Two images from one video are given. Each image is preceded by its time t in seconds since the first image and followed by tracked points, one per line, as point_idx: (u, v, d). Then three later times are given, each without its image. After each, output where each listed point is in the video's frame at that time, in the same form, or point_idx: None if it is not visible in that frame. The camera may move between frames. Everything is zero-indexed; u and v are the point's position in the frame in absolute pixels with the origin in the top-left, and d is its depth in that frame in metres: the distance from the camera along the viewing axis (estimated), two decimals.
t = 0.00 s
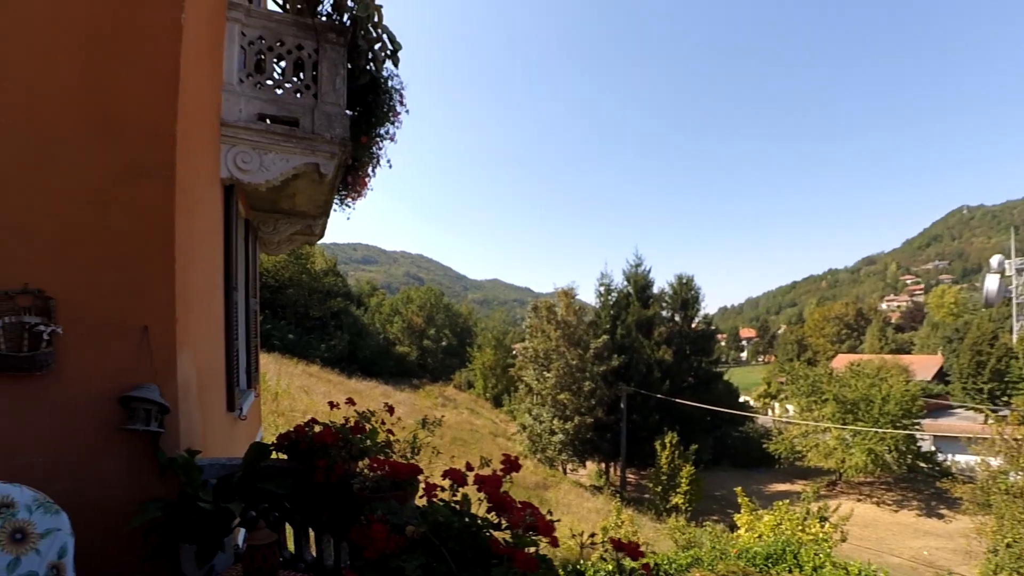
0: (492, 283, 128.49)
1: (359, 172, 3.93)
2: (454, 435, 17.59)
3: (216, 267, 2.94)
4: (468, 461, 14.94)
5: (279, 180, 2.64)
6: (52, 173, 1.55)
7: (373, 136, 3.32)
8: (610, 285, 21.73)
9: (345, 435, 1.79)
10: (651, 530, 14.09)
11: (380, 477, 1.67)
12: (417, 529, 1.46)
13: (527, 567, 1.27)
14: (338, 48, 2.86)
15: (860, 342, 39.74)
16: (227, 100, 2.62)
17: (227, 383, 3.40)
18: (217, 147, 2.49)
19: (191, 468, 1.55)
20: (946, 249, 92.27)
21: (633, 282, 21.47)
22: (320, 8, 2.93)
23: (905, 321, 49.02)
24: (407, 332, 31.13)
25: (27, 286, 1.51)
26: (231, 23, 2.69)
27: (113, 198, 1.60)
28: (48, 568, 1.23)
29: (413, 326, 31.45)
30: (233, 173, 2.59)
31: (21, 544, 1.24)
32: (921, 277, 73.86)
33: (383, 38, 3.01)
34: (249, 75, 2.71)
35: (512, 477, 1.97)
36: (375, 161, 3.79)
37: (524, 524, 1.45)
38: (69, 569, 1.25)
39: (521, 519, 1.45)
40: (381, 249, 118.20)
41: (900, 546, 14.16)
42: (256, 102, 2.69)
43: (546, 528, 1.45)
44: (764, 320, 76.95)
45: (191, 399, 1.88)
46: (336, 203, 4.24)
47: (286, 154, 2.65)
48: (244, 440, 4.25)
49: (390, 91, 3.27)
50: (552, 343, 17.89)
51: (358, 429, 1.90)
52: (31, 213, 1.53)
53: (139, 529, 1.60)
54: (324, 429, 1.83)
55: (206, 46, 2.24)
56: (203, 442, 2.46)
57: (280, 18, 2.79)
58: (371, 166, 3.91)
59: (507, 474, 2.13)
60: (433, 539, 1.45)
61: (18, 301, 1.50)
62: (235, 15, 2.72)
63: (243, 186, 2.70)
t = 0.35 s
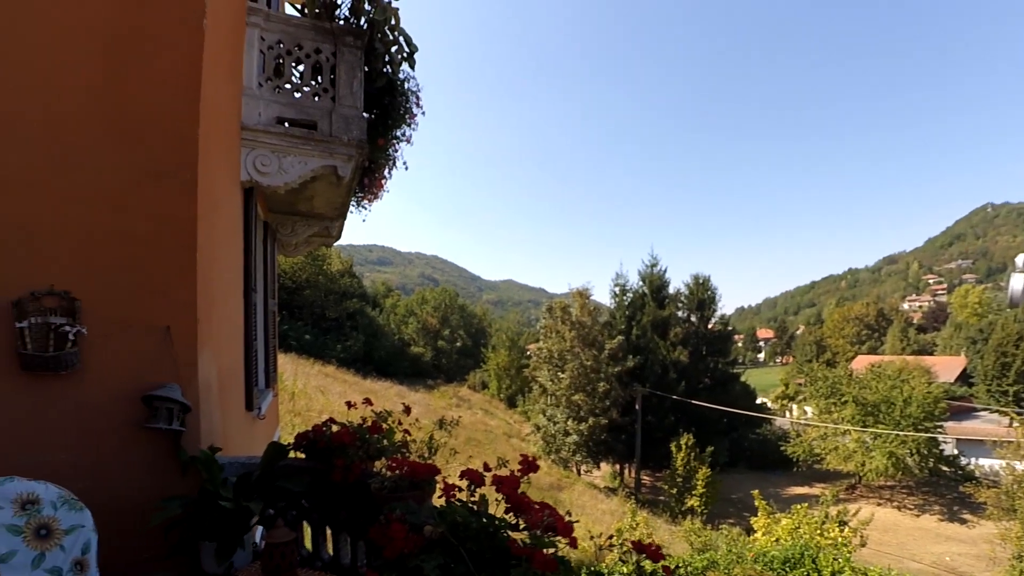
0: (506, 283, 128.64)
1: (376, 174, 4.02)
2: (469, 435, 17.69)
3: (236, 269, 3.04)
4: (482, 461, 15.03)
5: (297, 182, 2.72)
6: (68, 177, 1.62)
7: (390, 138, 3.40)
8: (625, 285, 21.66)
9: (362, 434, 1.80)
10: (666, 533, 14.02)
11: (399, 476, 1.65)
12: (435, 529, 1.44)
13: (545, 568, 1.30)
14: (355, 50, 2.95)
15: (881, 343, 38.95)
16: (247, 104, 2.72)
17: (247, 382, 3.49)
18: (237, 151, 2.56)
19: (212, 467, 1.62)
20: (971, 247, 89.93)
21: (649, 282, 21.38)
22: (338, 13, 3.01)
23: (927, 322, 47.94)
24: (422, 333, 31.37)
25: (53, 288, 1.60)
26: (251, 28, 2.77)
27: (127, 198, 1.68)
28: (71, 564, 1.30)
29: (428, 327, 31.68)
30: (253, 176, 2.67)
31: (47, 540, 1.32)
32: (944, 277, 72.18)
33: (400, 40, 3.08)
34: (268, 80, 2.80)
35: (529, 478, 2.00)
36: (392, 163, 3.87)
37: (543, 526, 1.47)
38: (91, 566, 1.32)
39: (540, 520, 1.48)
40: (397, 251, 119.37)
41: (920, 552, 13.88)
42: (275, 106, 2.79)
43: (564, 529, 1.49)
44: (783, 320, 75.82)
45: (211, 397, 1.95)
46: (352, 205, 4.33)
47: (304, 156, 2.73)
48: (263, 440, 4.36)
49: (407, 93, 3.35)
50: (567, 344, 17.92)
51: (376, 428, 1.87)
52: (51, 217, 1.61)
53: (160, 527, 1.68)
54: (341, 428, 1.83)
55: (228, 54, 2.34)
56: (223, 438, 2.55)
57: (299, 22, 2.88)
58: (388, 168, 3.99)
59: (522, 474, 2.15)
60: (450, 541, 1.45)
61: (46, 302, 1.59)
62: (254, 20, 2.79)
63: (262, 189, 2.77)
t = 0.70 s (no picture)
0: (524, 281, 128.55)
1: (396, 173, 4.12)
2: (487, 432, 17.77)
3: (260, 268, 3.15)
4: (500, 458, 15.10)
5: (319, 181, 2.81)
6: (98, 179, 1.70)
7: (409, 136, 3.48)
8: (645, 282, 21.51)
9: (384, 432, 1.94)
10: (686, 532, 13.91)
11: (424, 472, 1.75)
12: (460, 525, 1.49)
13: (574, 565, 1.33)
14: (375, 50, 3.02)
15: (909, 339, 37.91)
16: (270, 105, 2.81)
17: (272, 377, 3.61)
18: (261, 152, 2.67)
19: (239, 463, 1.70)
20: (1004, 240, 86.86)
21: (668, 279, 21.20)
22: (358, 13, 3.09)
23: (958, 317, 46.50)
24: (440, 331, 31.61)
25: (85, 288, 1.68)
26: (273, 30, 2.86)
27: (154, 199, 1.76)
28: (104, 557, 1.36)
29: (446, 325, 31.90)
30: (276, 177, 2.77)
31: (79, 533, 1.37)
32: (975, 270, 69.95)
33: (419, 39, 3.16)
34: (290, 81, 2.89)
35: (554, 474, 2.02)
36: (411, 161, 3.96)
37: (571, 522, 1.49)
38: (124, 559, 1.38)
39: (568, 516, 1.50)
40: (415, 249, 120.15)
41: (950, 554, 13.52)
42: (297, 107, 2.87)
43: (592, 525, 1.50)
44: (806, 316, 74.22)
45: (238, 391, 2.04)
46: (373, 204, 4.43)
47: (326, 156, 2.82)
48: (286, 437, 4.48)
49: (425, 92, 3.43)
50: (586, 342, 17.89)
51: (397, 426, 2.00)
52: (77, 222, 1.68)
53: (189, 520, 1.77)
54: (365, 426, 1.98)
55: (251, 57, 2.42)
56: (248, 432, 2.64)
57: (319, 23, 2.96)
58: (407, 166, 4.08)
59: (547, 471, 2.17)
60: (475, 537, 1.48)
61: (77, 302, 1.66)
62: (277, 22, 2.88)
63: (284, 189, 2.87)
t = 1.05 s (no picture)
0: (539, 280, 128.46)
1: (413, 173, 4.20)
2: (503, 431, 17.86)
3: (281, 268, 3.26)
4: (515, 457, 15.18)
5: (338, 182, 2.91)
6: (125, 182, 1.80)
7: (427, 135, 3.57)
8: (662, 280, 21.40)
9: (403, 430, 1.98)
10: (703, 533, 13.83)
11: (445, 471, 1.81)
12: (481, 524, 1.55)
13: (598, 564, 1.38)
14: (393, 50, 3.11)
15: (933, 338, 37.06)
16: (290, 107, 2.91)
17: (290, 377, 3.72)
18: (282, 154, 2.78)
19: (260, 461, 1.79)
20: None
21: (686, 277, 21.06)
22: (376, 13, 3.17)
23: (985, 316, 45.32)
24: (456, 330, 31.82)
25: (111, 289, 1.77)
26: (293, 32, 2.96)
27: (180, 199, 1.87)
28: (129, 551, 1.45)
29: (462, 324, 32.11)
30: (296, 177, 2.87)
31: (105, 529, 1.46)
32: (1004, 268, 67.98)
33: (436, 39, 3.23)
34: (310, 83, 2.99)
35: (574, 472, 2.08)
36: (428, 160, 4.04)
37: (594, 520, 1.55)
38: (147, 553, 1.47)
39: (591, 514, 1.57)
40: (430, 249, 120.86)
41: (975, 558, 13.23)
42: (316, 108, 2.97)
43: (616, 524, 1.57)
44: (827, 315, 72.89)
45: (260, 387, 2.13)
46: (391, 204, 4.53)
47: (345, 157, 2.92)
48: (305, 435, 4.59)
49: (442, 91, 3.52)
50: (602, 341, 17.87)
51: (416, 423, 2.05)
52: (104, 225, 1.78)
53: (211, 516, 1.88)
54: (383, 424, 2.02)
55: (271, 63, 2.52)
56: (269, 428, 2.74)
57: (338, 24, 3.05)
58: (424, 166, 4.17)
59: (568, 469, 2.23)
60: (496, 536, 1.55)
61: (104, 302, 1.76)
62: (296, 24, 2.98)
63: (304, 190, 2.97)
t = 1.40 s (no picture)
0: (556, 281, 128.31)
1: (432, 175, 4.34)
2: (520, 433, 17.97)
3: (302, 268, 3.41)
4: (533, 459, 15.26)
5: (359, 184, 3.06)
6: (155, 187, 1.94)
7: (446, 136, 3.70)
8: (681, 282, 21.27)
9: (423, 431, 2.10)
10: (721, 539, 13.75)
11: (468, 472, 1.93)
12: (504, 526, 1.65)
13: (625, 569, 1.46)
14: (413, 53, 3.25)
15: (962, 341, 36.11)
16: (313, 111, 3.06)
17: (312, 377, 3.88)
18: (305, 158, 2.93)
19: (283, 459, 1.95)
20: None
21: (705, 278, 20.92)
22: (396, 16, 3.30)
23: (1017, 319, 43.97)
24: (473, 331, 32.05)
25: (139, 290, 1.91)
26: (316, 36, 3.11)
27: (205, 204, 2.00)
28: (156, 547, 1.54)
29: (479, 325, 32.32)
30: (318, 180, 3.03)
31: (132, 525, 1.55)
32: None
33: (455, 41, 3.35)
34: (331, 86, 3.14)
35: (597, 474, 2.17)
36: (447, 161, 4.17)
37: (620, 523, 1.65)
38: (172, 548, 1.56)
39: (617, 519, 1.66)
40: (448, 250, 121.72)
41: (1003, 568, 12.91)
42: (338, 111, 3.12)
43: (642, 529, 1.64)
44: (850, 317, 71.36)
45: (281, 383, 2.27)
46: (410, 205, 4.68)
47: (366, 159, 3.07)
48: (325, 434, 4.75)
49: (461, 93, 3.65)
50: (620, 342, 17.85)
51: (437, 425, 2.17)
52: (135, 229, 1.92)
53: (234, 516, 2.03)
54: (405, 426, 2.15)
55: (294, 71, 2.66)
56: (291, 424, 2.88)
57: (360, 28, 3.19)
58: (443, 167, 4.30)
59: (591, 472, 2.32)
60: (520, 537, 1.64)
61: (132, 303, 1.89)
62: (319, 29, 3.13)
63: (326, 192, 3.12)
